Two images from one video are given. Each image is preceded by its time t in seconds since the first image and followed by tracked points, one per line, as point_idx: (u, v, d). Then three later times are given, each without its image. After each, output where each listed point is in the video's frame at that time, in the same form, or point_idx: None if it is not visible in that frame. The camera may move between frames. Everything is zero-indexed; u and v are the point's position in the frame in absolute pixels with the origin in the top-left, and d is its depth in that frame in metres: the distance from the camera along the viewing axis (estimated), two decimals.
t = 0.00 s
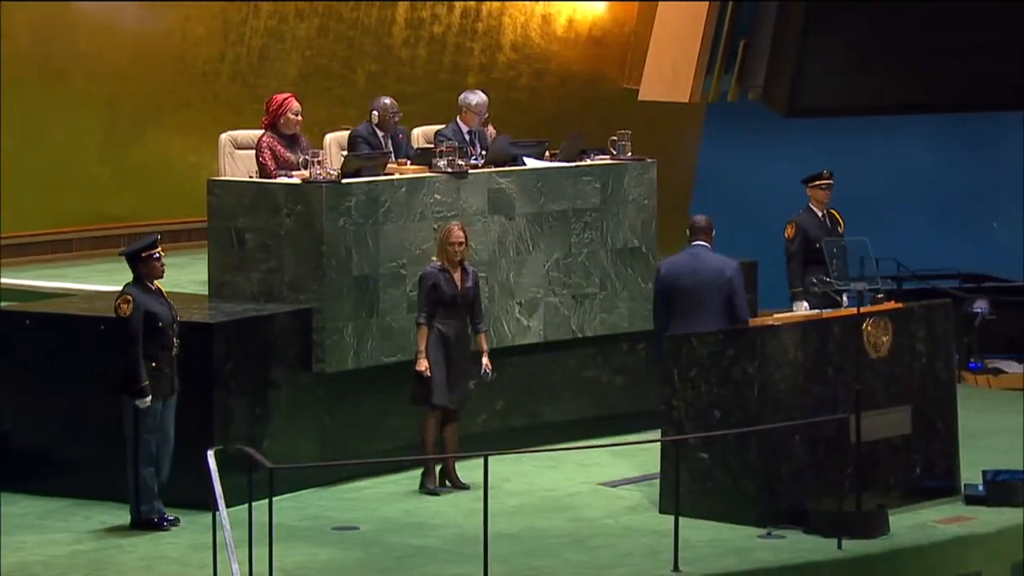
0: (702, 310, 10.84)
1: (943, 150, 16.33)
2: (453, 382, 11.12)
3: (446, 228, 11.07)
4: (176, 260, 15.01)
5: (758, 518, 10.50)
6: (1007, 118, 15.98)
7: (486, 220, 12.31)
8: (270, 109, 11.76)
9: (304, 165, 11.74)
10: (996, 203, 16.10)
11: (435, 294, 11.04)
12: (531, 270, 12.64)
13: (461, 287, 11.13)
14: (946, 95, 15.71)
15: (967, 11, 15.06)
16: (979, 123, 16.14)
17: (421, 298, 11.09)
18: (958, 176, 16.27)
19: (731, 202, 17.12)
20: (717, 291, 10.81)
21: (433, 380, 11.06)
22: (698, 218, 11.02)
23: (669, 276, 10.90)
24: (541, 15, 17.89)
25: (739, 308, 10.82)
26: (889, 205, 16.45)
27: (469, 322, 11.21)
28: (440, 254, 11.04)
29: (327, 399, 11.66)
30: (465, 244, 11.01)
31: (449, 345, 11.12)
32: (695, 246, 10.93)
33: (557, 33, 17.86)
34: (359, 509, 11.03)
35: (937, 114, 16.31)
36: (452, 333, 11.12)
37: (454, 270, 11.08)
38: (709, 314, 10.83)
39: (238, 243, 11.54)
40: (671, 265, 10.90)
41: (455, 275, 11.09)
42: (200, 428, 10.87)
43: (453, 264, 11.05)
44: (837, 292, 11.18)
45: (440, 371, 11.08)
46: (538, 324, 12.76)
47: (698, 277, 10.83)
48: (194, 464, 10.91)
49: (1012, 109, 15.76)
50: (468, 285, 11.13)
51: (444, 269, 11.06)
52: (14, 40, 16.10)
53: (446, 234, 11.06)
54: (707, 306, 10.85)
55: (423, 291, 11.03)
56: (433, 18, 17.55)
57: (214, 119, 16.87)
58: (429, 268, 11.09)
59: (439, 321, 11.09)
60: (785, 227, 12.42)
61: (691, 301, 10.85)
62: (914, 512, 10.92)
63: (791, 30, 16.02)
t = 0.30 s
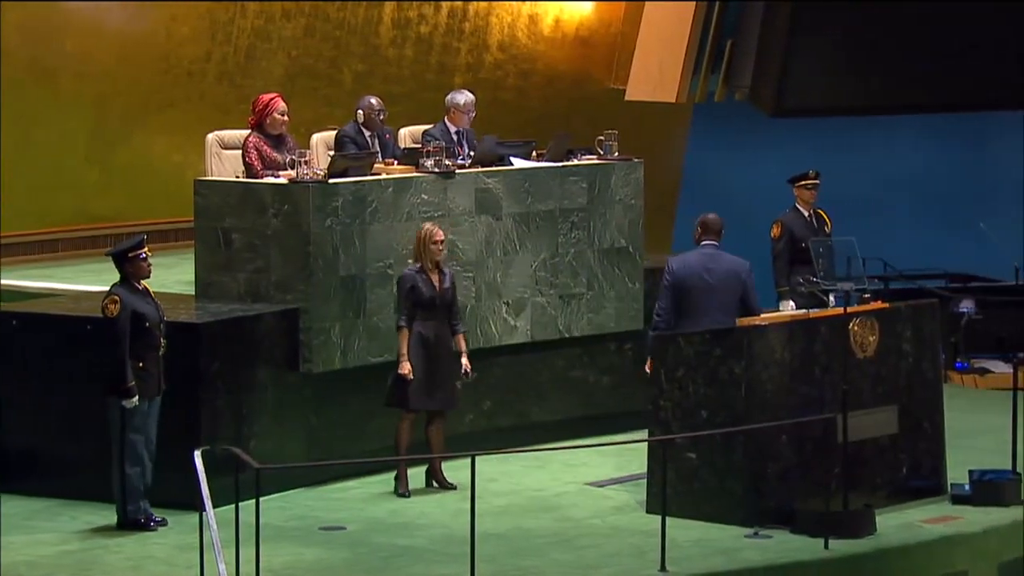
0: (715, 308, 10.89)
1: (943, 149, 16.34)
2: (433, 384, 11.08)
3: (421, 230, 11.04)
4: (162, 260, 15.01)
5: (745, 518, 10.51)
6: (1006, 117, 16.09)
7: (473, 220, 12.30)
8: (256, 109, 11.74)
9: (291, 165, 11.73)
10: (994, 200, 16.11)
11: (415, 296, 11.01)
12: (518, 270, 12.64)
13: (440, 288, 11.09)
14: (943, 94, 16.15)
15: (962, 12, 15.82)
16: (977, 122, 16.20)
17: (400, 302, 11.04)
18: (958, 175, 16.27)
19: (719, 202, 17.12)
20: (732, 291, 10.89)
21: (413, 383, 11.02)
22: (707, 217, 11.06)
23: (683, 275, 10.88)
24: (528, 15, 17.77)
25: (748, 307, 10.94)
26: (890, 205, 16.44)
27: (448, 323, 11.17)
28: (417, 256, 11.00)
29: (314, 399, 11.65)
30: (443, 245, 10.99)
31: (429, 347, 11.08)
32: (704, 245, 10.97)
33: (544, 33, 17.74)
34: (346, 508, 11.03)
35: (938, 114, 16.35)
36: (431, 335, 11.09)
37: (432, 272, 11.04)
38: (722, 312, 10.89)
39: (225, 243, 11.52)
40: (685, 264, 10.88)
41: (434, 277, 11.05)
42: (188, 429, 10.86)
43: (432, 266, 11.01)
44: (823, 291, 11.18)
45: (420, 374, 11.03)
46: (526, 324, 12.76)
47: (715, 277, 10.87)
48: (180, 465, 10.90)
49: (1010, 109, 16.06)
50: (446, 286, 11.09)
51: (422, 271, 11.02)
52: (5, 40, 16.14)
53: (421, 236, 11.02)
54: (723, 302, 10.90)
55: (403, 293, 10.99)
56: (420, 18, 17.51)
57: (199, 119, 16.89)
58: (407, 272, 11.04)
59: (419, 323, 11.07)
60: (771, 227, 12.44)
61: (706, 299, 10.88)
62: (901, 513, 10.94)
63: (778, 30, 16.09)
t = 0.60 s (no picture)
0: (714, 306, 10.92)
1: (943, 149, 16.45)
2: (417, 386, 11.00)
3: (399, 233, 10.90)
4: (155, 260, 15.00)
5: (738, 518, 10.51)
6: (1007, 118, 16.11)
7: (466, 220, 12.30)
8: (249, 109, 11.65)
9: (284, 164, 11.74)
10: (991, 200, 16.22)
11: (395, 299, 10.90)
12: (511, 270, 12.65)
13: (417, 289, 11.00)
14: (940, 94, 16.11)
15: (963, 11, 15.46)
16: (977, 122, 16.29)
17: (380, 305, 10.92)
18: (958, 175, 16.39)
19: (712, 203, 17.12)
20: (733, 289, 10.94)
21: (396, 386, 10.93)
22: (701, 216, 11.08)
23: (686, 273, 10.87)
24: (521, 15, 17.61)
25: (746, 304, 11.01)
26: (889, 205, 16.56)
27: (426, 324, 11.08)
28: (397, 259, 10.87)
29: (307, 399, 11.64)
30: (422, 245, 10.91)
31: (408, 350, 10.98)
32: (703, 244, 10.98)
33: (537, 33, 17.55)
34: (339, 509, 11.02)
35: (938, 114, 16.45)
36: (411, 337, 10.99)
37: (409, 273, 10.95)
38: (722, 309, 10.94)
39: (217, 242, 11.52)
40: (687, 263, 10.87)
41: (411, 279, 10.96)
42: (181, 429, 10.86)
43: (410, 268, 10.92)
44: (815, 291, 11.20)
45: (403, 377, 10.95)
46: (518, 324, 12.77)
47: (716, 275, 10.90)
48: (173, 465, 10.89)
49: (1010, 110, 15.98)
50: (423, 287, 11.01)
51: (399, 273, 10.93)
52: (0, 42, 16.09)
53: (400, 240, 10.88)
54: (722, 301, 10.93)
55: (382, 296, 10.88)
56: (412, 19, 17.56)
57: (192, 119, 16.89)
58: (386, 275, 10.91)
59: (399, 327, 10.96)
60: (764, 227, 12.44)
61: (707, 297, 10.90)
62: (893, 512, 10.96)
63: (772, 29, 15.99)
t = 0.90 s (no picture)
0: (712, 306, 10.92)
1: (943, 149, 16.33)
2: (402, 386, 11.01)
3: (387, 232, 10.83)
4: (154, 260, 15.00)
5: (737, 518, 10.50)
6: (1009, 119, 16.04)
7: (465, 219, 12.29)
8: (248, 109, 11.66)
9: (283, 164, 11.73)
10: (991, 200, 16.09)
11: (381, 300, 10.87)
12: (509, 270, 12.65)
13: (405, 290, 10.94)
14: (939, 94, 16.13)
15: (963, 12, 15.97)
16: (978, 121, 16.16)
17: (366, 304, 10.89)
18: (959, 175, 16.25)
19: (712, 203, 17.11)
20: (733, 289, 10.93)
21: (383, 387, 10.94)
22: (697, 219, 11.12)
23: (683, 273, 10.88)
24: (519, 15, 17.76)
25: (745, 303, 11.01)
26: (889, 205, 16.45)
27: (415, 323, 11.05)
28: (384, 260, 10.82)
29: (306, 399, 11.64)
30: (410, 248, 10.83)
31: (395, 351, 10.96)
32: (701, 244, 10.99)
33: (536, 33, 17.73)
34: (338, 509, 11.02)
35: (938, 114, 16.35)
36: (399, 337, 10.97)
37: (398, 275, 10.89)
38: (722, 308, 10.93)
39: (217, 243, 11.52)
40: (686, 262, 10.88)
41: (399, 280, 10.90)
42: (180, 429, 10.86)
43: (398, 268, 10.85)
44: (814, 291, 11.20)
45: (389, 377, 10.96)
46: (517, 324, 12.77)
47: (716, 275, 10.90)
48: (172, 464, 10.89)
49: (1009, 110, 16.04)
50: (413, 288, 10.95)
51: (387, 275, 10.88)
52: None
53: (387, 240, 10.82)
54: (721, 300, 10.92)
55: (368, 296, 10.85)
56: (412, 18, 17.49)
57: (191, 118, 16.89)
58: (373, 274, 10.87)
59: (386, 328, 10.94)
60: (763, 227, 12.44)
61: (707, 297, 10.90)
62: (892, 512, 10.96)
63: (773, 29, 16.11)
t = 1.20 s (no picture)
0: (712, 306, 10.91)
1: (943, 149, 16.32)
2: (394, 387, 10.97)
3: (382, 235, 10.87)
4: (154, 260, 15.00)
5: (737, 518, 10.50)
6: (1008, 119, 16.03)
7: (465, 219, 12.29)
8: (248, 109, 11.65)
9: (283, 165, 11.74)
10: (991, 200, 16.08)
11: (372, 303, 10.90)
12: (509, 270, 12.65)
13: (399, 293, 10.94)
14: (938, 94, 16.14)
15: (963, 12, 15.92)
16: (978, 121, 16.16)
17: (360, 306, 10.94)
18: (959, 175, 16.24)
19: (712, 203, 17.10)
20: (733, 289, 10.91)
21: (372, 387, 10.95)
22: (701, 218, 11.16)
23: (683, 272, 10.89)
24: (519, 15, 17.71)
25: (746, 304, 10.99)
26: (889, 205, 16.45)
27: (411, 327, 11.02)
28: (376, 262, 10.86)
29: (306, 399, 11.63)
30: (401, 250, 10.82)
31: (387, 354, 10.95)
32: (704, 244, 10.99)
33: (536, 33, 17.65)
34: (338, 509, 11.02)
35: (938, 114, 16.34)
36: (392, 340, 10.95)
37: (391, 277, 10.89)
38: (722, 308, 10.92)
39: (217, 243, 11.53)
40: (686, 262, 10.89)
41: (392, 283, 10.91)
42: (180, 429, 10.86)
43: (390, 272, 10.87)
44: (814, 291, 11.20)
45: (380, 378, 10.96)
46: (517, 323, 12.77)
47: (715, 275, 10.89)
48: (172, 465, 10.89)
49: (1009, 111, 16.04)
50: (406, 292, 10.93)
51: (380, 277, 10.89)
52: None
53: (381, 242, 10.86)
54: (722, 300, 10.91)
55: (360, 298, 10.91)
56: (412, 18, 17.53)
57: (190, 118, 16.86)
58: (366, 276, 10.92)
59: (379, 329, 10.94)
60: (762, 227, 12.44)
61: (706, 296, 10.90)
62: (892, 512, 10.95)
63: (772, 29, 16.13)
